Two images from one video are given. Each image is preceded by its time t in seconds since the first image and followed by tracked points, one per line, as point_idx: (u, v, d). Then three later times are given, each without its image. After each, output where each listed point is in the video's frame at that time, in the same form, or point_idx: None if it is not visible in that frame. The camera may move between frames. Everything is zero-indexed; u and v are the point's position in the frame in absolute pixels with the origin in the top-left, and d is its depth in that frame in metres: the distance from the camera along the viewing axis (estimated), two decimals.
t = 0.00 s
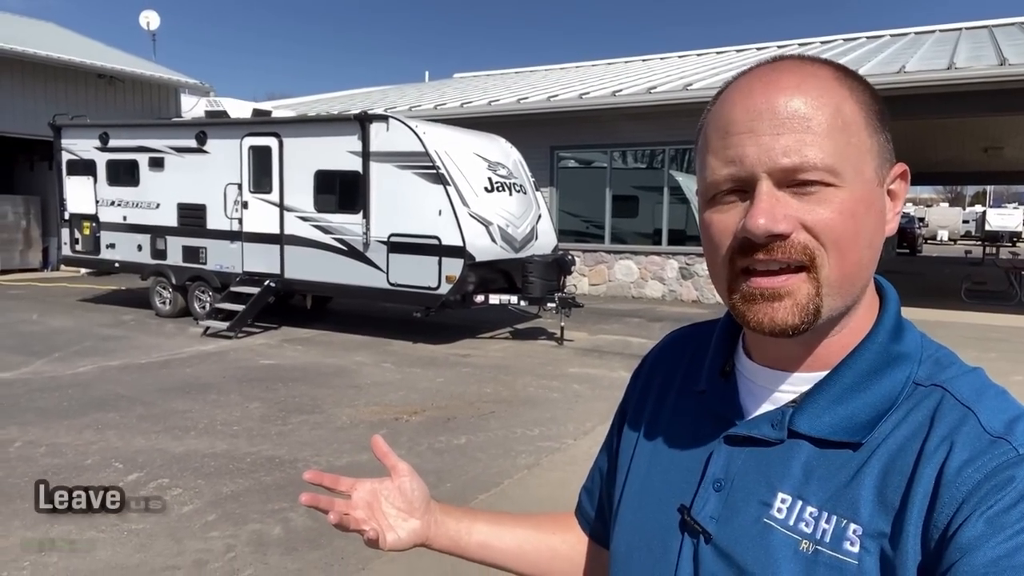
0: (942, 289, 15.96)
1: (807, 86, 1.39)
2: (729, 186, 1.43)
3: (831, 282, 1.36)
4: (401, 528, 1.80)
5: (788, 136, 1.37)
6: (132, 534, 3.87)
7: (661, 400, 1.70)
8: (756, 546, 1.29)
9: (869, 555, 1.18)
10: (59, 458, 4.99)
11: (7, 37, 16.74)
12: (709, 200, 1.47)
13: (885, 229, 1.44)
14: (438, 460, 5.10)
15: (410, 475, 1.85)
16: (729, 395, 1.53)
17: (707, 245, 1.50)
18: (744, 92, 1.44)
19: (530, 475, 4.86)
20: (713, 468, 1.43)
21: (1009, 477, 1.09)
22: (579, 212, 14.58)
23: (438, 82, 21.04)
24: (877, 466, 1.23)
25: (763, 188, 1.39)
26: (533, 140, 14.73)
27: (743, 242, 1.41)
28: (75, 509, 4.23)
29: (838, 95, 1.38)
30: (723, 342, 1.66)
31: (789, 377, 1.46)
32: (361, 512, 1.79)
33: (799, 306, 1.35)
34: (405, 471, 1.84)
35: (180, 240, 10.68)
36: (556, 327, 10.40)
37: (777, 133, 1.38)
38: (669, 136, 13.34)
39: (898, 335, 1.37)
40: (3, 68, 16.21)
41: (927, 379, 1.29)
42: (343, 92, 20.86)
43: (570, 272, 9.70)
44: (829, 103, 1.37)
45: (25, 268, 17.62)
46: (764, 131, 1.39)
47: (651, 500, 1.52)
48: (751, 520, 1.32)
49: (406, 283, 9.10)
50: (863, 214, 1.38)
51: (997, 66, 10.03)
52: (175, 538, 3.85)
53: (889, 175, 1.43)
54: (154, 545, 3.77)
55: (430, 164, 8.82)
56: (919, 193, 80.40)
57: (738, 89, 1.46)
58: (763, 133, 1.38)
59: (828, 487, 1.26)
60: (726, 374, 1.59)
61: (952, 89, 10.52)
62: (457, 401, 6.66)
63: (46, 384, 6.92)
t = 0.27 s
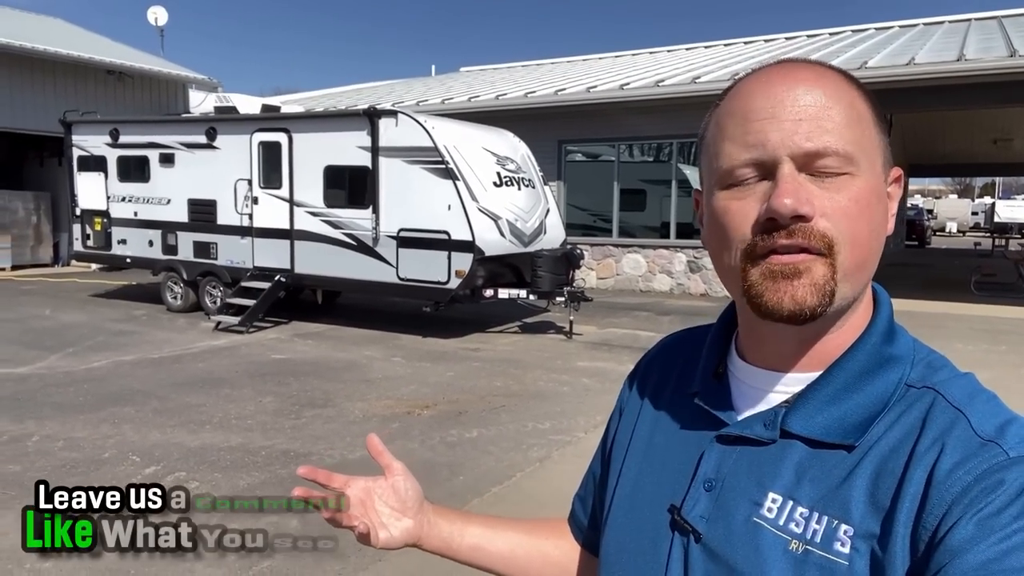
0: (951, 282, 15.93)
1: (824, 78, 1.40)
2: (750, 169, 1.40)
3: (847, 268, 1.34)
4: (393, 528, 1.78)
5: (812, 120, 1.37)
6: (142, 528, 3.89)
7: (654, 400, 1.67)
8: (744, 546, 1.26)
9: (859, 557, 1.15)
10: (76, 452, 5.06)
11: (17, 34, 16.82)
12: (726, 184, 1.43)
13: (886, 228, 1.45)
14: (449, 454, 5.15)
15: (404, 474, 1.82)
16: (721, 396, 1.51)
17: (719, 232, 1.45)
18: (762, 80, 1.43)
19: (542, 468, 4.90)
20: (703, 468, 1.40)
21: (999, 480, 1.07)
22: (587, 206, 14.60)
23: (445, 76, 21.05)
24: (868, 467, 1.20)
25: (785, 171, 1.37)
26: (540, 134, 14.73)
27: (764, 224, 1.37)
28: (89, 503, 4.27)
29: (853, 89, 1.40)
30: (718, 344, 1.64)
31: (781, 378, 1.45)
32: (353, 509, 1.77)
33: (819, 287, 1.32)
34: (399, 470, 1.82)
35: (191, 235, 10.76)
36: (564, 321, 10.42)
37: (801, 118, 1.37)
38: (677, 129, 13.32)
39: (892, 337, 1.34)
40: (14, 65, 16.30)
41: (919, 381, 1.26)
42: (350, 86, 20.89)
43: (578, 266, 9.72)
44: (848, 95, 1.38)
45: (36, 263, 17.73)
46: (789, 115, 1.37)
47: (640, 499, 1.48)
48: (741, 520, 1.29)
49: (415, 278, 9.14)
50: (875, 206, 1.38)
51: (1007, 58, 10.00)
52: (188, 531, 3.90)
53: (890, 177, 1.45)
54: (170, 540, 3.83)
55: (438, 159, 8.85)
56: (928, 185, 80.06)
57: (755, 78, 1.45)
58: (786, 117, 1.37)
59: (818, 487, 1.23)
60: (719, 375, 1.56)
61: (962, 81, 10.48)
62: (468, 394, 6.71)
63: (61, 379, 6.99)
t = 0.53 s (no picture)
0: (961, 276, 15.89)
1: (826, 85, 1.43)
2: (747, 167, 1.43)
3: (836, 267, 1.36)
4: (383, 530, 1.84)
5: (810, 123, 1.39)
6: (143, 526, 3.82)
7: (647, 403, 1.70)
8: (731, 548, 1.27)
9: (843, 560, 1.16)
10: (95, 449, 5.12)
11: (27, 32, 16.90)
12: (723, 181, 1.46)
13: (879, 236, 1.47)
14: (462, 450, 5.20)
15: (394, 479, 1.88)
16: (710, 398, 1.55)
17: (714, 227, 1.48)
18: (765, 83, 1.47)
19: (554, 464, 4.94)
20: (692, 470, 1.41)
21: (987, 487, 1.09)
22: (595, 201, 14.62)
23: (452, 72, 21.07)
24: (855, 472, 1.21)
25: (780, 169, 1.40)
26: (549, 130, 14.75)
27: (756, 218, 1.40)
28: (89, 503, 4.21)
29: (853, 98, 1.43)
30: (711, 349, 1.66)
31: (764, 382, 1.49)
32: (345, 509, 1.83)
33: (807, 283, 1.34)
34: (389, 474, 1.88)
35: (202, 233, 10.82)
36: (574, 317, 10.46)
37: (800, 119, 1.40)
38: (685, 125, 13.32)
39: (881, 345, 1.36)
40: (24, 63, 16.38)
41: (906, 389, 1.28)
42: (358, 83, 20.93)
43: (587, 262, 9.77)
44: (847, 103, 1.41)
45: (46, 261, 17.86)
46: (788, 117, 1.40)
47: (630, 502, 1.50)
48: (727, 522, 1.30)
49: (425, 275, 9.19)
50: (867, 211, 1.40)
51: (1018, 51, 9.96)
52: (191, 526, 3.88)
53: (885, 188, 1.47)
54: (171, 539, 3.82)
55: (448, 156, 8.89)
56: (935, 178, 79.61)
57: (758, 83, 1.48)
58: (785, 118, 1.40)
59: (805, 491, 1.24)
60: (710, 381, 1.59)
61: (973, 74, 10.44)
62: (479, 391, 6.75)
63: (77, 376, 7.07)
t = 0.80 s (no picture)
0: (965, 275, 15.91)
1: (813, 81, 1.43)
2: (733, 163, 1.45)
3: (820, 261, 1.36)
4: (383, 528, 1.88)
5: (795, 119, 1.40)
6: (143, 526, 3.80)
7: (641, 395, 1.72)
8: (716, 535, 1.28)
9: (826, 547, 1.17)
10: (105, 446, 5.16)
11: (33, 33, 16.96)
12: (711, 177, 1.48)
13: (869, 232, 1.46)
14: (470, 448, 5.23)
15: (392, 476, 1.90)
16: (700, 387, 1.56)
17: (702, 222, 1.50)
18: (754, 81, 1.48)
19: (562, 461, 4.98)
20: (681, 459, 1.43)
21: (971, 479, 1.09)
22: (599, 201, 14.65)
23: (455, 72, 21.12)
24: (841, 461, 1.22)
25: (764, 164, 1.41)
26: (553, 130, 14.79)
27: (741, 212, 1.41)
28: (89, 503, 4.24)
29: (841, 94, 1.43)
30: (703, 343, 1.67)
31: (753, 373, 1.49)
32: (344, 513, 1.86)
33: (789, 276, 1.35)
34: (387, 472, 1.89)
35: (208, 233, 10.88)
36: (578, 316, 10.48)
37: (785, 116, 1.41)
38: (689, 125, 13.36)
39: (870, 340, 1.36)
40: (29, 64, 16.44)
41: (894, 382, 1.29)
42: (361, 83, 20.98)
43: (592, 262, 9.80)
44: (834, 99, 1.41)
45: (52, 261, 17.93)
46: (773, 113, 1.42)
47: (622, 492, 1.52)
48: (714, 509, 1.31)
49: (431, 274, 9.22)
50: (854, 205, 1.40)
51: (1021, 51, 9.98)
52: (191, 526, 3.86)
53: (875, 184, 1.47)
54: (171, 539, 3.81)
55: (454, 156, 8.94)
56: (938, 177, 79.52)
57: (748, 81, 1.50)
58: (769, 115, 1.41)
59: (791, 479, 1.25)
60: (701, 372, 1.60)
61: (977, 74, 10.46)
62: (486, 389, 6.79)
63: (86, 375, 7.11)
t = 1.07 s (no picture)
0: (963, 277, 15.96)
1: (804, 83, 1.43)
2: (724, 168, 1.46)
3: (807, 267, 1.38)
4: (382, 529, 1.95)
5: (784, 124, 1.41)
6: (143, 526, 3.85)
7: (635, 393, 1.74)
8: (705, 533, 1.30)
9: (813, 546, 1.18)
10: (109, 442, 5.18)
11: (33, 30, 16.96)
12: (702, 181, 1.50)
13: (857, 234, 1.47)
14: (472, 445, 5.26)
15: (390, 469, 1.93)
16: (693, 386, 1.57)
17: (694, 227, 1.52)
18: (746, 82, 1.48)
19: (564, 459, 5.00)
20: (672, 456, 1.44)
21: (959, 479, 1.09)
22: (598, 201, 14.68)
23: (455, 71, 21.14)
24: (828, 461, 1.22)
25: (753, 169, 1.42)
26: (553, 129, 14.81)
27: (730, 218, 1.43)
28: (89, 503, 4.25)
29: (830, 96, 1.43)
30: (696, 341, 1.69)
31: (745, 372, 1.50)
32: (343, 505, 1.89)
33: (776, 281, 1.36)
34: (385, 465, 1.92)
35: (209, 231, 10.89)
36: (578, 316, 10.51)
37: (774, 121, 1.41)
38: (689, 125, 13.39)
39: (861, 339, 1.36)
40: (29, 61, 16.43)
41: (884, 382, 1.28)
42: (361, 82, 20.99)
43: (592, 261, 9.82)
44: (824, 103, 1.41)
45: (51, 258, 17.94)
46: (762, 116, 1.42)
47: (615, 488, 1.55)
48: (704, 508, 1.32)
49: (433, 274, 9.24)
50: (841, 209, 1.41)
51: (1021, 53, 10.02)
52: (191, 527, 3.90)
53: (864, 186, 1.47)
54: (171, 539, 3.84)
55: (455, 155, 8.96)
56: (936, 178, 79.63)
57: (740, 81, 1.50)
58: (759, 119, 1.42)
59: (780, 478, 1.25)
60: (693, 370, 1.62)
61: (976, 76, 10.50)
62: (488, 387, 6.82)
63: (88, 371, 7.12)
